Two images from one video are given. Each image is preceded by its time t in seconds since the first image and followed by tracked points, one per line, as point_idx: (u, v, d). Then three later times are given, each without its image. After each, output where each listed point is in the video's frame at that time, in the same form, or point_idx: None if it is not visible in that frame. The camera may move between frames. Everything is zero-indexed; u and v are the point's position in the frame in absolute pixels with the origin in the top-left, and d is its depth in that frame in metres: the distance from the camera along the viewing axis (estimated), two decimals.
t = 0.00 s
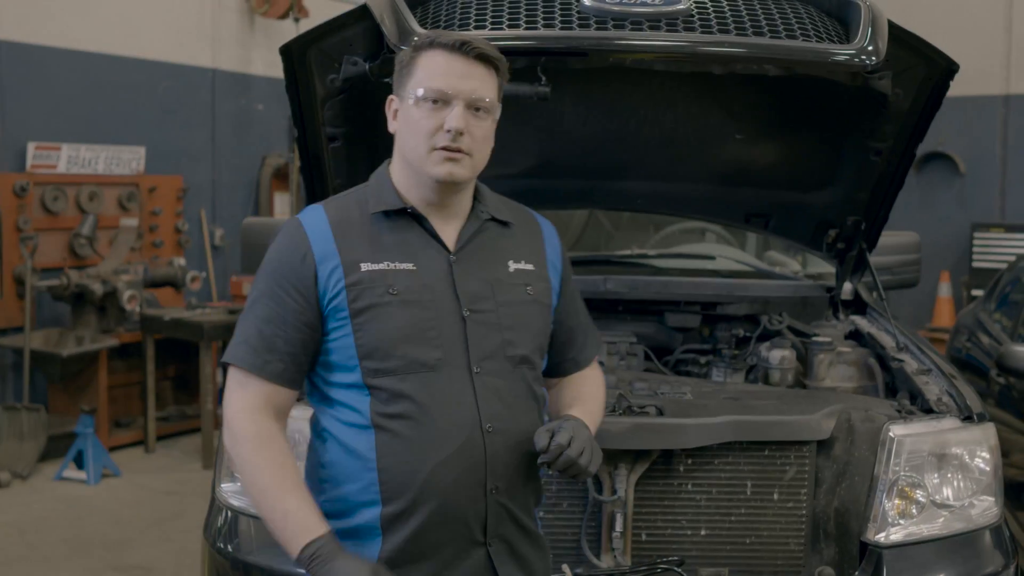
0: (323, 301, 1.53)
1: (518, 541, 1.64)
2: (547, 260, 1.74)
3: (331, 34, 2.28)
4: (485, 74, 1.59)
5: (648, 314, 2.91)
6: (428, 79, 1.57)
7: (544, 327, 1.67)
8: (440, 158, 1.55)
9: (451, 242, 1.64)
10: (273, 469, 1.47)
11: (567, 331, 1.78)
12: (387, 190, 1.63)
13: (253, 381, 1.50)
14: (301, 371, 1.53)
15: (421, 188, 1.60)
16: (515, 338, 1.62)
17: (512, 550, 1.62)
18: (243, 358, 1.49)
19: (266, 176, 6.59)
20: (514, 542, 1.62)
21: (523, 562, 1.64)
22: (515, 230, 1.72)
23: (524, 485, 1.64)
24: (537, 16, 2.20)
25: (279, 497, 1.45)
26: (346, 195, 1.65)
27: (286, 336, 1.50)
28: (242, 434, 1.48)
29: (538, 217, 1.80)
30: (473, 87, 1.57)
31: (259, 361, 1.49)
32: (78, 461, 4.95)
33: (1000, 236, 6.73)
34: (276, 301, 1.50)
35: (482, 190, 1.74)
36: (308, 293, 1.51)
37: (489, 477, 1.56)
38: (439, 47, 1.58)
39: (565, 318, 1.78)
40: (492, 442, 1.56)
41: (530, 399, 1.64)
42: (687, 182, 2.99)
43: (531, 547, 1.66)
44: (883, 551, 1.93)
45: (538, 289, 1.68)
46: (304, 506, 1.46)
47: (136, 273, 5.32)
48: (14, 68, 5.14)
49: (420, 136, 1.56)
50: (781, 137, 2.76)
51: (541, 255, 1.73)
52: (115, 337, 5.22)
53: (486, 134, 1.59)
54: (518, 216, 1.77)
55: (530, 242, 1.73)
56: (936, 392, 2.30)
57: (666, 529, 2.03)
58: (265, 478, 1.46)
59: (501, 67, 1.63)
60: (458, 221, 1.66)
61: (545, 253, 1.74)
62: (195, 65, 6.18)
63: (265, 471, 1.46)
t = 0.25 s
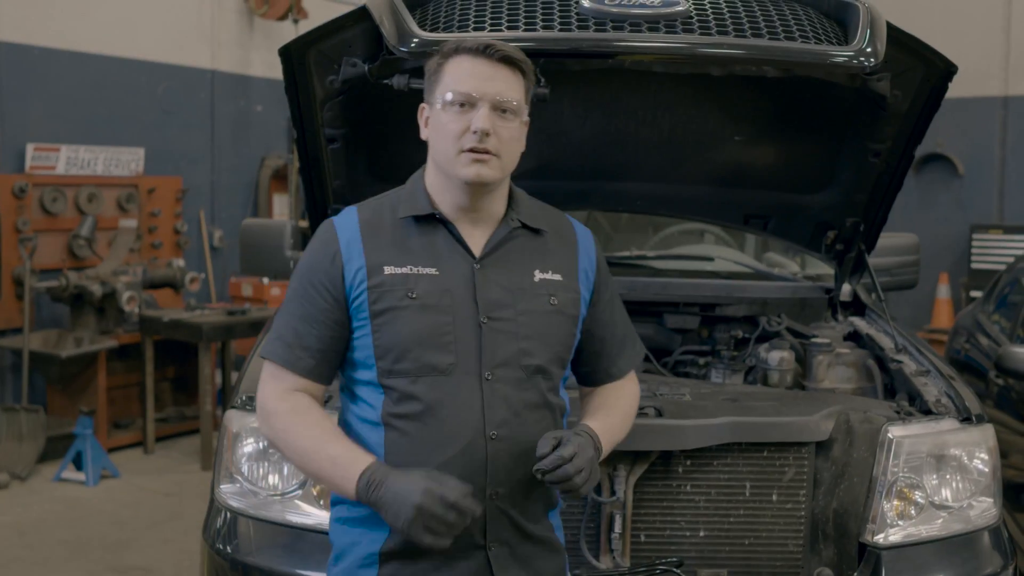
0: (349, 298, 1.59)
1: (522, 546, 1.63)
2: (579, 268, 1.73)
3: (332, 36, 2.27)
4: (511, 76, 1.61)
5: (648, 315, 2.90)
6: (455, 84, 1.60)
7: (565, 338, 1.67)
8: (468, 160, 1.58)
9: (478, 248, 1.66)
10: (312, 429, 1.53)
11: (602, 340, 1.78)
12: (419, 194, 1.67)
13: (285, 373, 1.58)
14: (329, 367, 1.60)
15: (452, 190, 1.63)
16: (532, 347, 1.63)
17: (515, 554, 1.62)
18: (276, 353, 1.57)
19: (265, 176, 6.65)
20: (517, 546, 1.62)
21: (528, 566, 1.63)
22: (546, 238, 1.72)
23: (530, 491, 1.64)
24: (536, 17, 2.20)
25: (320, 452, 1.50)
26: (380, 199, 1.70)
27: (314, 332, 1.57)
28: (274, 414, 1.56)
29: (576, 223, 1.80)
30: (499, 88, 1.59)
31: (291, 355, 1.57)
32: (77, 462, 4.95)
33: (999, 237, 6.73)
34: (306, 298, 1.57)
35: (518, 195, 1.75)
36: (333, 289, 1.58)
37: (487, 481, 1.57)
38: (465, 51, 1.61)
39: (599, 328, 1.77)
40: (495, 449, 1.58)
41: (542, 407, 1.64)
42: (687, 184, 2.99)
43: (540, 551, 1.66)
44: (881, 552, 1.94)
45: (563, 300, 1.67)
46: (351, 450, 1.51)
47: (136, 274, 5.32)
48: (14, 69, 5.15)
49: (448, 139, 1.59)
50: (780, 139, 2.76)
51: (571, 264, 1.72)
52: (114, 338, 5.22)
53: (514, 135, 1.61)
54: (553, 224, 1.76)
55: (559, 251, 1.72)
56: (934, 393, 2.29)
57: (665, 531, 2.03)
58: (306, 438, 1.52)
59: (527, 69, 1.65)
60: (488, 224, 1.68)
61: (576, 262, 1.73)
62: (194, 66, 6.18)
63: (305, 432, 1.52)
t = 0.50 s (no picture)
0: (361, 288, 1.63)
1: (516, 544, 1.64)
2: (594, 272, 1.73)
3: (333, 36, 2.27)
4: (536, 81, 1.64)
5: (649, 316, 2.90)
6: (480, 86, 1.62)
7: (573, 343, 1.68)
8: (490, 161, 1.60)
9: (490, 248, 1.69)
10: (326, 382, 1.57)
11: (613, 348, 1.77)
12: (438, 193, 1.70)
13: (297, 355, 1.62)
14: (340, 356, 1.64)
15: (473, 190, 1.66)
16: (536, 350, 1.64)
17: (510, 552, 1.64)
18: (291, 338, 1.62)
19: (266, 176, 6.65)
20: (513, 545, 1.64)
21: (524, 563, 1.65)
22: (561, 242, 1.73)
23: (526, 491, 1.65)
24: (537, 17, 2.20)
25: (333, 394, 1.54)
26: (401, 195, 1.74)
27: (326, 319, 1.61)
28: (286, 384, 1.60)
29: (593, 229, 1.81)
30: (524, 93, 1.61)
31: (304, 342, 1.61)
32: (78, 462, 4.95)
33: (999, 237, 6.72)
34: (321, 285, 1.63)
35: (536, 198, 1.76)
36: (348, 278, 1.62)
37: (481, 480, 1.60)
38: (492, 55, 1.63)
39: (610, 335, 1.77)
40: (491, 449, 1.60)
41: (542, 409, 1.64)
42: (687, 185, 3.00)
43: (537, 550, 1.67)
44: (882, 552, 1.94)
45: (571, 305, 1.68)
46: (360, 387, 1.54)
47: (136, 274, 5.31)
48: (14, 69, 5.15)
49: (471, 140, 1.61)
50: (780, 139, 2.76)
51: (585, 270, 1.72)
52: (114, 338, 5.22)
53: (537, 139, 1.63)
54: (570, 229, 1.77)
55: (573, 256, 1.73)
56: (935, 394, 2.29)
57: (666, 531, 2.03)
58: (319, 389, 1.56)
59: (552, 74, 1.67)
60: (506, 224, 1.70)
61: (590, 268, 1.74)
62: (194, 66, 6.18)
63: (318, 385, 1.57)
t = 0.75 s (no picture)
0: (360, 283, 1.63)
1: (507, 543, 1.65)
2: (590, 275, 1.74)
3: (334, 35, 2.27)
4: (545, 85, 1.63)
5: (649, 316, 2.90)
6: (489, 88, 1.61)
7: (568, 345, 1.68)
8: (496, 164, 1.60)
9: (489, 248, 1.69)
10: (320, 388, 1.56)
11: (609, 352, 1.77)
12: (440, 191, 1.71)
13: (295, 351, 1.62)
14: (338, 351, 1.64)
15: (476, 190, 1.66)
16: (531, 350, 1.64)
17: (501, 551, 1.64)
18: (290, 333, 1.62)
19: (266, 175, 6.65)
20: (503, 544, 1.64)
21: (515, 563, 1.66)
22: (558, 245, 1.74)
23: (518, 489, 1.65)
24: (538, 17, 2.20)
25: (328, 404, 1.53)
26: (402, 192, 1.75)
27: (325, 314, 1.61)
28: (283, 384, 1.59)
29: (591, 233, 1.82)
30: (533, 96, 1.61)
31: (302, 337, 1.61)
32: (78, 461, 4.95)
33: (999, 238, 6.72)
34: (321, 280, 1.63)
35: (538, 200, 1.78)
36: (348, 273, 1.63)
37: (472, 476, 1.60)
38: (502, 56, 1.62)
39: (605, 340, 1.77)
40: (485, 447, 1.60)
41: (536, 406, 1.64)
42: (688, 184, 2.99)
43: (528, 549, 1.67)
44: (882, 552, 1.93)
45: (568, 306, 1.69)
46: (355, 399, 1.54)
47: (137, 273, 5.31)
48: (14, 68, 5.15)
49: (478, 141, 1.61)
50: (782, 139, 2.76)
51: (582, 273, 1.73)
52: (115, 337, 5.22)
53: (543, 143, 1.63)
54: (569, 232, 1.78)
55: (570, 259, 1.74)
56: (936, 394, 2.29)
57: (667, 531, 2.03)
58: (314, 394, 1.55)
59: (561, 79, 1.66)
60: (506, 223, 1.70)
61: (587, 271, 1.74)
62: (195, 65, 6.18)
63: (314, 390, 1.55)
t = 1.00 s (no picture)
0: (344, 282, 1.63)
1: (503, 539, 1.65)
2: (574, 264, 1.74)
3: (336, 31, 2.27)
4: (522, 75, 1.64)
5: (651, 314, 2.90)
6: (467, 80, 1.62)
7: (555, 334, 1.69)
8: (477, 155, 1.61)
9: (472, 241, 1.70)
10: (318, 393, 1.56)
11: (595, 341, 1.77)
12: (419, 188, 1.72)
13: (284, 355, 1.62)
14: (325, 351, 1.64)
15: (457, 183, 1.67)
16: (518, 340, 1.64)
17: (496, 547, 1.64)
18: (276, 336, 1.62)
19: (268, 173, 6.65)
20: (499, 540, 1.64)
21: (510, 560, 1.66)
22: (540, 235, 1.74)
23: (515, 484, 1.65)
24: (541, 14, 2.19)
25: (330, 409, 1.54)
26: (380, 192, 1.75)
27: (312, 316, 1.61)
28: (277, 390, 1.59)
29: (572, 222, 1.82)
30: (511, 87, 1.62)
31: (290, 340, 1.61)
32: (80, 458, 4.96)
33: (1001, 237, 6.72)
34: (305, 282, 1.63)
35: (518, 192, 1.78)
36: (332, 273, 1.63)
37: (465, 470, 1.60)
38: (479, 49, 1.63)
39: (589, 328, 1.77)
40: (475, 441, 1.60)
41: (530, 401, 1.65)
42: (689, 182, 2.99)
43: (523, 547, 1.67)
44: (884, 551, 1.93)
45: (553, 296, 1.69)
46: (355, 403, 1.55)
47: (138, 270, 5.31)
48: (16, 64, 5.14)
49: (458, 134, 1.62)
50: (783, 137, 2.75)
51: (565, 261, 1.73)
52: (116, 334, 5.22)
53: (523, 133, 1.64)
54: (551, 222, 1.79)
55: (553, 249, 1.74)
56: (938, 392, 2.29)
57: (669, 529, 2.03)
58: (314, 399, 1.55)
59: (539, 70, 1.68)
60: (488, 215, 1.71)
61: (570, 260, 1.75)
62: (197, 62, 6.17)
63: (314, 395, 1.56)
